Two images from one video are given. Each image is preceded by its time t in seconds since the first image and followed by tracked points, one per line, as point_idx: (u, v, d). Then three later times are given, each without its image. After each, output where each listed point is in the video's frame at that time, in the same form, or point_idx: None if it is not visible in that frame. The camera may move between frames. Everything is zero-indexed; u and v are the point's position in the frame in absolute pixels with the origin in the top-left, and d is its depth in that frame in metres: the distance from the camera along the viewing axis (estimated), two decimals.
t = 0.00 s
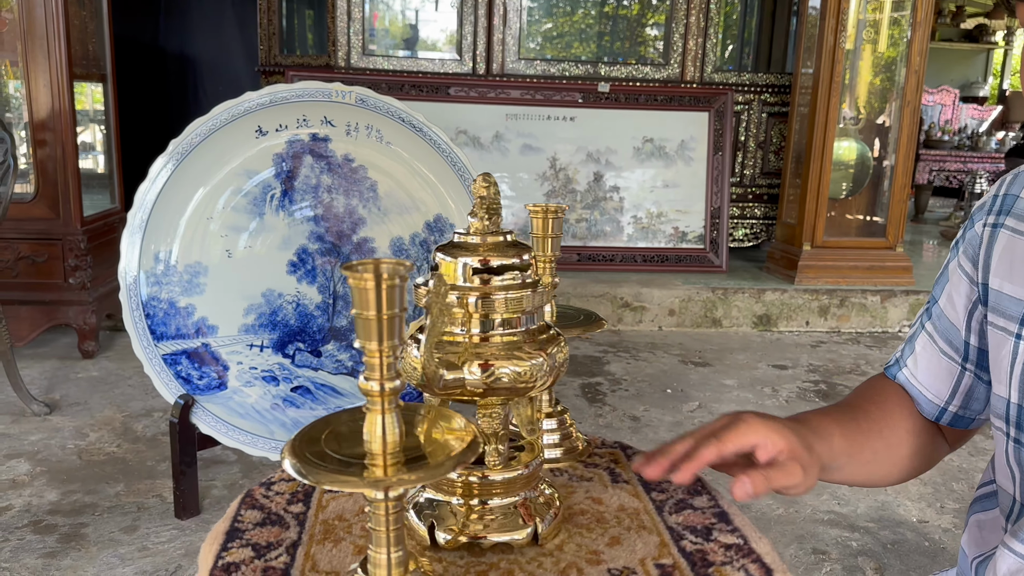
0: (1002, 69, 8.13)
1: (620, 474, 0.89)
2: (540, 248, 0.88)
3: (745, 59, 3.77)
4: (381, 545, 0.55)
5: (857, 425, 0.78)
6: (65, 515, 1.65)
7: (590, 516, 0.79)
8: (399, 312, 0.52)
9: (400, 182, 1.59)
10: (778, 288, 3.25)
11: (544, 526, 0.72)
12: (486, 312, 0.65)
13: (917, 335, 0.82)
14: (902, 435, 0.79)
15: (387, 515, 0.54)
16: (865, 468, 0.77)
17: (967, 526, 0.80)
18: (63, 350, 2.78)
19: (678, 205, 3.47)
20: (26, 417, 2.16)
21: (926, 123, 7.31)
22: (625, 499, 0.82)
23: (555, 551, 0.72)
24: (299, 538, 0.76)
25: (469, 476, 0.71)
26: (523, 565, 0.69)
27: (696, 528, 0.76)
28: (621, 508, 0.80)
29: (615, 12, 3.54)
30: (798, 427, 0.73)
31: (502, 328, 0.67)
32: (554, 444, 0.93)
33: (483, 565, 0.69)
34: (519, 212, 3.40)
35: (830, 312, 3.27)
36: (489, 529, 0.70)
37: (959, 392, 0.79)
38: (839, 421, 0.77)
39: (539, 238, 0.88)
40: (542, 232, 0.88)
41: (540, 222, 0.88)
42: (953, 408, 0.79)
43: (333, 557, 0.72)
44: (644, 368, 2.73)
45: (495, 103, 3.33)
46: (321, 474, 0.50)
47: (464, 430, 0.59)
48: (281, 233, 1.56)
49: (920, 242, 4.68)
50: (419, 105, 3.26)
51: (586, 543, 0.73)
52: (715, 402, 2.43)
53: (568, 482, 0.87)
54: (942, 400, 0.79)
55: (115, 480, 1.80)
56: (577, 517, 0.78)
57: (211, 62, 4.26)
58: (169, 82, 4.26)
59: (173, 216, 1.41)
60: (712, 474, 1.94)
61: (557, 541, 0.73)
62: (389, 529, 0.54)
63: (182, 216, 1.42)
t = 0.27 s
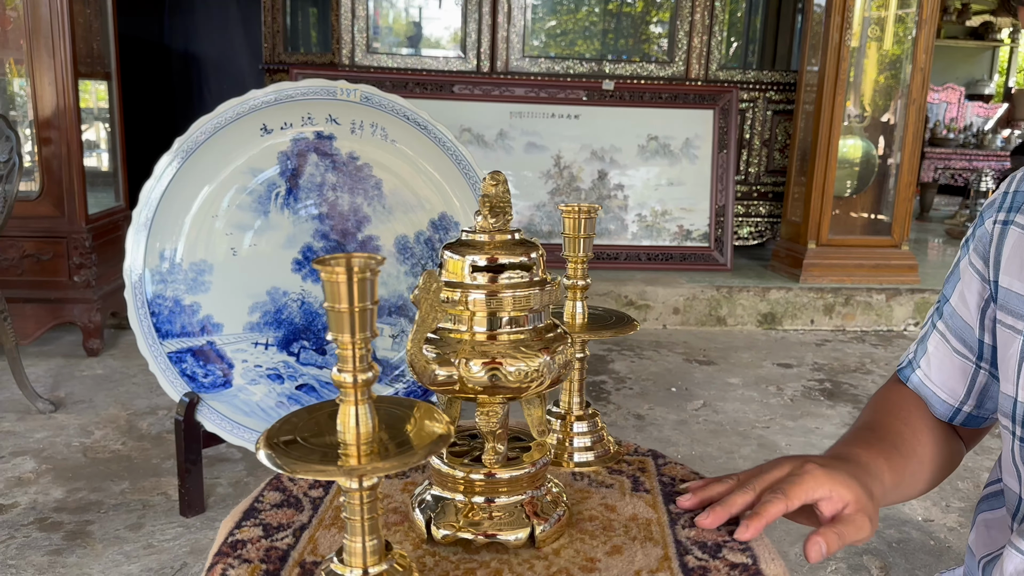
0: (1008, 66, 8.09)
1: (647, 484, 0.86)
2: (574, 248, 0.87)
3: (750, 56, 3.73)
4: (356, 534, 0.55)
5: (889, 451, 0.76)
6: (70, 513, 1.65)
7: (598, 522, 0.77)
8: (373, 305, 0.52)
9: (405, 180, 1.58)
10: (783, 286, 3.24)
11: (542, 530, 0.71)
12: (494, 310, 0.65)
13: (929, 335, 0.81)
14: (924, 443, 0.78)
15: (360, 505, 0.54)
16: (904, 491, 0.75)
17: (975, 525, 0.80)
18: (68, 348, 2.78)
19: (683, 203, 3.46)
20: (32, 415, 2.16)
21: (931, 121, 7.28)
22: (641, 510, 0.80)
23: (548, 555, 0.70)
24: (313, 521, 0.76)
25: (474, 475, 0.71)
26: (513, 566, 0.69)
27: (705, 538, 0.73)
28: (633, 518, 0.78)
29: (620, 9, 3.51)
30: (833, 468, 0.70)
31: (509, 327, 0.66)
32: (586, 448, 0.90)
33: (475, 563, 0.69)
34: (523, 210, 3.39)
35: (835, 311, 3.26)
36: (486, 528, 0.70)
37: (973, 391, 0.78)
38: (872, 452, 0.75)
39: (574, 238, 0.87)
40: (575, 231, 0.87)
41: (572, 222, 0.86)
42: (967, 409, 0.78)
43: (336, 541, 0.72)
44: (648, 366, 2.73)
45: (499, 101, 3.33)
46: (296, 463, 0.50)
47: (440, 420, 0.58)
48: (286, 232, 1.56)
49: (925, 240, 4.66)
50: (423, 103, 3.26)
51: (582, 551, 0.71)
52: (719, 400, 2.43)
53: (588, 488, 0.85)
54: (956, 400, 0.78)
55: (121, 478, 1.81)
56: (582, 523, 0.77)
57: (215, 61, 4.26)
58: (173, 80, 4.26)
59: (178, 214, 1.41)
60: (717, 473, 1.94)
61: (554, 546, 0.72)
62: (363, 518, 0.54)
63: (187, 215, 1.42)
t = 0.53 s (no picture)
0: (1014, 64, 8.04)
1: (668, 506, 0.82)
2: (616, 256, 0.93)
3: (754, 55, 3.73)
4: (312, 515, 0.61)
5: (897, 452, 0.76)
6: (76, 511, 1.66)
7: (592, 538, 0.74)
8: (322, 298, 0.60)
9: (408, 180, 1.58)
10: (787, 285, 3.23)
11: (524, 535, 0.70)
12: (495, 312, 0.65)
13: (932, 341, 0.81)
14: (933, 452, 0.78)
15: (317, 486, 0.60)
16: (914, 493, 0.75)
17: (975, 527, 0.80)
18: (73, 346, 2.80)
19: (686, 201, 3.46)
20: (38, 413, 2.17)
21: (936, 119, 7.26)
22: (646, 533, 0.75)
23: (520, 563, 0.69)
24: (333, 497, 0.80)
25: (474, 475, 0.72)
26: (482, 567, 0.68)
27: (705, 560, 0.71)
28: (631, 539, 0.74)
29: (624, 6, 3.49)
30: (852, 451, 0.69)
31: (510, 327, 0.67)
32: (626, 462, 0.90)
33: (446, 558, 0.69)
34: (527, 209, 3.40)
35: (839, 310, 3.26)
36: (474, 528, 0.70)
37: (980, 397, 0.78)
38: (879, 450, 0.75)
39: (613, 246, 0.93)
40: (622, 240, 0.92)
41: (619, 230, 0.92)
42: (974, 415, 0.78)
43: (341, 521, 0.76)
44: (651, 365, 2.73)
45: (503, 99, 3.33)
46: (256, 446, 0.57)
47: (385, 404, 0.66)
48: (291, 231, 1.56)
49: (930, 239, 4.65)
50: (427, 101, 3.26)
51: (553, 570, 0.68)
52: (722, 399, 2.43)
53: (602, 506, 0.81)
54: (964, 406, 0.78)
55: (126, 476, 1.82)
56: (573, 536, 0.74)
57: (220, 59, 4.27)
58: (178, 79, 4.28)
59: (182, 213, 1.42)
60: (719, 471, 1.94)
61: (535, 555, 0.70)
62: (319, 500, 0.61)
63: (192, 214, 1.43)
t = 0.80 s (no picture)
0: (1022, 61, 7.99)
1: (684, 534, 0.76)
2: (654, 269, 0.88)
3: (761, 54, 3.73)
4: (292, 493, 0.64)
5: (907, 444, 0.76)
6: (83, 509, 1.67)
7: (578, 555, 0.71)
8: (298, 290, 0.63)
9: (413, 180, 1.59)
10: (792, 284, 3.23)
11: (505, 542, 0.69)
12: (498, 318, 0.66)
13: (934, 345, 0.81)
14: (938, 452, 0.76)
15: (296, 465, 0.64)
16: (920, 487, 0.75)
17: (976, 530, 0.79)
18: (80, 344, 2.81)
19: (692, 200, 3.45)
20: (45, 411, 2.19)
21: (943, 117, 7.23)
22: (639, 559, 0.71)
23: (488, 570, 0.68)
24: (364, 480, 0.85)
25: (476, 477, 0.72)
26: (453, 567, 0.68)
27: None
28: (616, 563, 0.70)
29: (631, 3, 3.49)
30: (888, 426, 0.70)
31: (512, 334, 0.67)
32: (665, 484, 0.83)
33: (425, 554, 0.70)
34: (532, 208, 3.40)
35: (844, 309, 3.25)
36: (463, 530, 0.70)
37: (980, 401, 0.78)
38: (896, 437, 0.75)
39: (650, 258, 0.87)
40: (661, 252, 0.87)
41: (657, 242, 0.87)
42: (975, 419, 0.78)
43: (357, 505, 0.79)
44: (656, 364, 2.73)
45: (508, 98, 3.33)
46: (236, 428, 0.60)
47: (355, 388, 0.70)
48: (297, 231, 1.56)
49: (936, 238, 4.64)
50: (432, 100, 3.27)
51: None
52: (727, 399, 2.43)
53: (611, 527, 0.76)
54: (965, 411, 0.78)
55: (133, 474, 1.83)
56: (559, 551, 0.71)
57: (227, 58, 4.28)
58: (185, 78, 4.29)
59: (189, 213, 1.42)
60: (724, 471, 1.94)
61: (512, 564, 0.69)
62: (299, 479, 0.64)
63: (198, 214, 1.44)
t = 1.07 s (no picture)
0: None
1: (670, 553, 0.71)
2: (669, 282, 0.79)
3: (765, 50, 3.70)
4: (281, 472, 0.70)
5: (882, 458, 0.78)
6: (88, 506, 1.69)
7: (549, 565, 0.69)
8: (288, 283, 0.67)
9: (415, 181, 1.60)
10: (795, 284, 3.23)
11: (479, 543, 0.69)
12: (491, 321, 0.66)
13: (925, 350, 0.82)
14: (917, 461, 0.79)
15: (284, 447, 0.70)
16: (895, 498, 0.78)
17: (967, 530, 0.80)
18: (87, 343, 2.84)
19: (695, 200, 3.45)
20: (51, 409, 2.21)
21: (949, 117, 7.20)
22: None
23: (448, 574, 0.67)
24: (386, 468, 0.87)
25: (467, 478, 0.72)
26: (423, 560, 0.69)
27: None
28: None
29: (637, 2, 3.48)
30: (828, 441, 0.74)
31: (505, 337, 0.68)
32: (679, 506, 0.77)
33: (404, 544, 0.71)
34: (536, 208, 3.40)
35: (847, 309, 3.25)
36: (452, 528, 0.70)
37: (968, 404, 0.78)
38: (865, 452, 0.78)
39: (664, 271, 0.79)
40: (677, 264, 0.79)
41: (671, 254, 0.79)
42: (965, 420, 0.79)
43: (368, 490, 0.82)
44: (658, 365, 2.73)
45: (512, 98, 3.34)
46: (231, 409, 0.64)
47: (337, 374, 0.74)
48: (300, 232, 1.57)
49: (941, 238, 4.63)
50: (436, 100, 3.28)
51: None
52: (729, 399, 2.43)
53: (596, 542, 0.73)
54: (953, 412, 0.79)
55: (137, 472, 1.84)
56: (527, 561, 0.70)
57: (232, 58, 4.30)
58: (190, 77, 4.31)
59: (193, 215, 1.44)
60: (724, 472, 1.95)
61: (481, 564, 0.69)
62: (288, 459, 0.70)
63: (202, 215, 1.45)
